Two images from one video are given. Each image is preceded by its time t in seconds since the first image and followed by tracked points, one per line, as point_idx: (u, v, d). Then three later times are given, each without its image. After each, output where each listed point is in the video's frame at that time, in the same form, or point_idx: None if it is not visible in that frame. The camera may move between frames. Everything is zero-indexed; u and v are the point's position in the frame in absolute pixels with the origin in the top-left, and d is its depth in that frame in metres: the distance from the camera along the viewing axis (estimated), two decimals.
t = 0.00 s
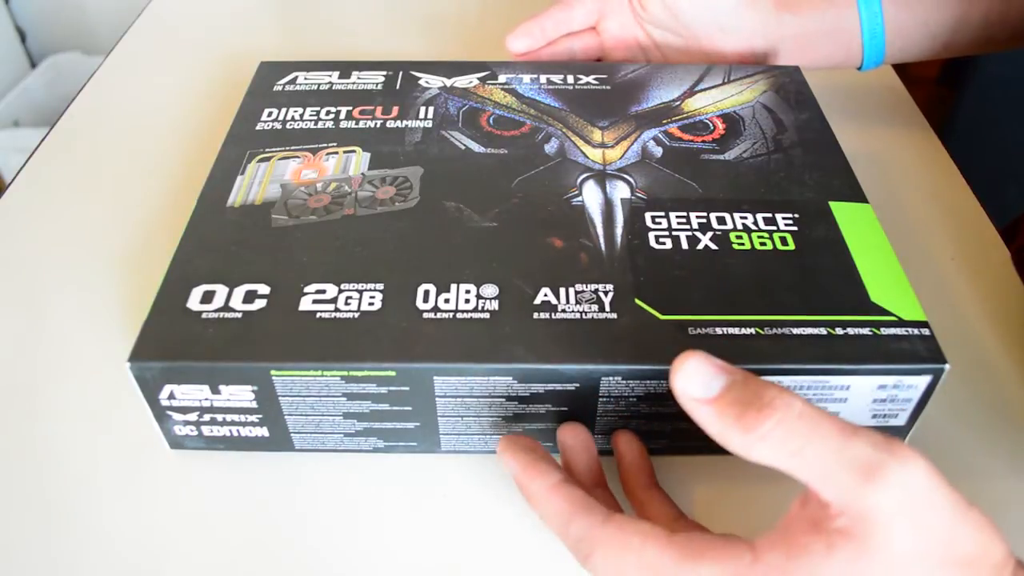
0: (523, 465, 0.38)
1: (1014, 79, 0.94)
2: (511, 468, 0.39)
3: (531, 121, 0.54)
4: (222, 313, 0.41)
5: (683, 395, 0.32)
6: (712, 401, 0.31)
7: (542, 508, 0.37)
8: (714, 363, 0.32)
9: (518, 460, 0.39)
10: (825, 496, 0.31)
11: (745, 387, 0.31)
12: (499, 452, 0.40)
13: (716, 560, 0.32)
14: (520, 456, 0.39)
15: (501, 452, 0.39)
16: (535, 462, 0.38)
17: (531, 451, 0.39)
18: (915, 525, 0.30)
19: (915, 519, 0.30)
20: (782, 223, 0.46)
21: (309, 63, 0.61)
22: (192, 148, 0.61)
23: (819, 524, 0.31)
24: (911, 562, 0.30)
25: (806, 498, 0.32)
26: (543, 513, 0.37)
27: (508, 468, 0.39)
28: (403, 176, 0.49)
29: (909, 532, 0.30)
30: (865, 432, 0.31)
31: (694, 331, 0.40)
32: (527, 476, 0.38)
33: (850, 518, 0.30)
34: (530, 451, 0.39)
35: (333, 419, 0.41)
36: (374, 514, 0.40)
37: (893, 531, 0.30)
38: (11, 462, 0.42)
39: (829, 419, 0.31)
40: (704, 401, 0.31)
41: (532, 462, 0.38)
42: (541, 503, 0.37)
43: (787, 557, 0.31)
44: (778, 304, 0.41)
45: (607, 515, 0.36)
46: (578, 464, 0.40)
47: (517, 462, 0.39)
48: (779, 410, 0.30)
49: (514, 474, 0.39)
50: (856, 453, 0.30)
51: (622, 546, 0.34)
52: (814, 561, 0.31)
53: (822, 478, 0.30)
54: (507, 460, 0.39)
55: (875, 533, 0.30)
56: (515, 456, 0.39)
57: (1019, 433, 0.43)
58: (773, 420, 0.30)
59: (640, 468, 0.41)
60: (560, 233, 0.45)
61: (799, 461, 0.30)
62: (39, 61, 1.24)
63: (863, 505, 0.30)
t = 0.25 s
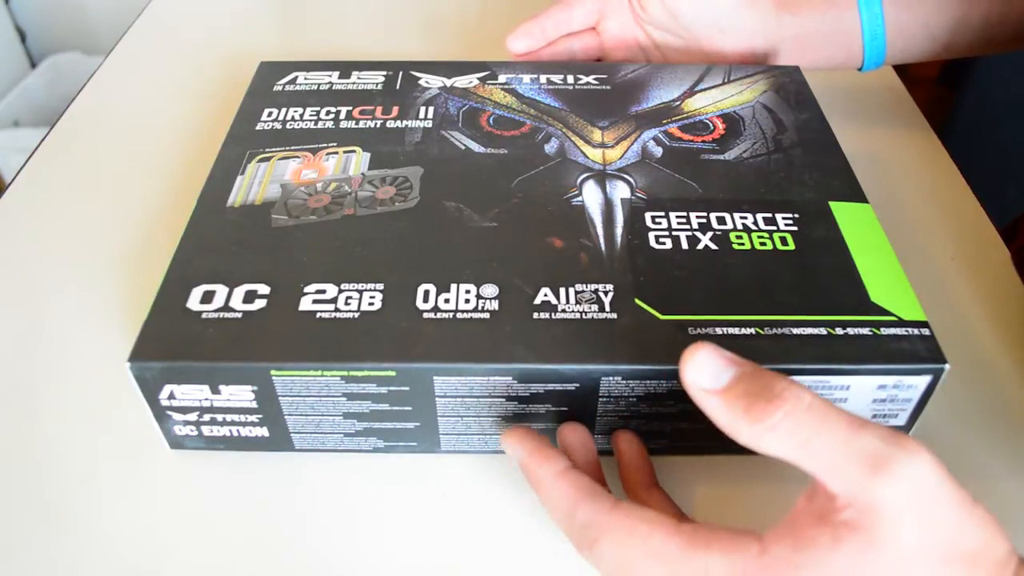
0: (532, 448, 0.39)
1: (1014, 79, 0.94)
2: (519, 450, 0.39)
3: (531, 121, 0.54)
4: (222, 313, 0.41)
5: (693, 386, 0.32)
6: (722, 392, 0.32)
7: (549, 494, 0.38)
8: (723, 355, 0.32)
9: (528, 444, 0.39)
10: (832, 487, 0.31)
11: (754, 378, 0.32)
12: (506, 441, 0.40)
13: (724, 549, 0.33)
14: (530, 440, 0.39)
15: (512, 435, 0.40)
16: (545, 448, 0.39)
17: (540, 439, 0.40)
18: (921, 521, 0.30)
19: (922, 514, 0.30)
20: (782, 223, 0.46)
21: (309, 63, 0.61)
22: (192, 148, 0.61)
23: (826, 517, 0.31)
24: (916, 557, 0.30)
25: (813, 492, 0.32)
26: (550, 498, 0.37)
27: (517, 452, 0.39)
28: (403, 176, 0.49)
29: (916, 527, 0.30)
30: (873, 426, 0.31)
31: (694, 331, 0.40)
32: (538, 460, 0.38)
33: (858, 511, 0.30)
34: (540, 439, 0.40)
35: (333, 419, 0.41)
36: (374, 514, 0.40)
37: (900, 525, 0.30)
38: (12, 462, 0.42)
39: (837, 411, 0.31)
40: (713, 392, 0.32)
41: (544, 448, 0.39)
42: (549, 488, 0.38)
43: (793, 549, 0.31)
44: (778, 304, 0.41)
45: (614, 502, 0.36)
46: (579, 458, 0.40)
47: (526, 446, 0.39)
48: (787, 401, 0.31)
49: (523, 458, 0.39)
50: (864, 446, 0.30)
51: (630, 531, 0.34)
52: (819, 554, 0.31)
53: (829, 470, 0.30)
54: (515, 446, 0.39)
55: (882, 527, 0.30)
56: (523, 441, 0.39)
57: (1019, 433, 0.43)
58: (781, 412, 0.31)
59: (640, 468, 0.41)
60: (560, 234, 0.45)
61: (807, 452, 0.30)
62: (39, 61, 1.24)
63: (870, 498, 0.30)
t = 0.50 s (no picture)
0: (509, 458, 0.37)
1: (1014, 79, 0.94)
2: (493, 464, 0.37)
3: (532, 121, 0.54)
4: (222, 313, 0.41)
5: (734, 343, 0.32)
6: (762, 349, 0.32)
7: (539, 498, 0.36)
8: (763, 317, 0.33)
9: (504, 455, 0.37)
10: (865, 447, 0.31)
11: (794, 341, 0.32)
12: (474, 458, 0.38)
13: (762, 503, 0.32)
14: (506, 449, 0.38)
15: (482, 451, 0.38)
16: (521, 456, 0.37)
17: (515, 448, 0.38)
18: (951, 485, 0.30)
19: (952, 478, 0.30)
20: (782, 223, 0.46)
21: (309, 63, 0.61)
22: (192, 148, 0.61)
23: (859, 478, 0.31)
24: (947, 524, 0.30)
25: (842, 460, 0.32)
26: (542, 499, 0.36)
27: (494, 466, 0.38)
28: (403, 176, 0.49)
29: (946, 492, 0.30)
30: (906, 393, 0.31)
31: (695, 331, 0.40)
32: (521, 466, 0.37)
33: (891, 470, 0.30)
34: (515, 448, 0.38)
35: (333, 419, 0.41)
36: (374, 514, 0.40)
37: (932, 485, 0.30)
38: (11, 462, 0.42)
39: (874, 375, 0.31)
40: (754, 349, 0.32)
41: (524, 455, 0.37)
42: (542, 486, 0.36)
43: (830, 507, 0.31)
44: (778, 304, 0.41)
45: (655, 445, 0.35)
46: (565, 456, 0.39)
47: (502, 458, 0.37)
48: (829, 359, 0.31)
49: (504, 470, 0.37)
50: (902, 407, 0.30)
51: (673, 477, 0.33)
52: (856, 513, 0.30)
53: (867, 428, 0.30)
54: (553, 384, 0.37)
55: (915, 486, 0.30)
56: (566, 380, 0.37)
57: (1019, 432, 0.43)
58: (824, 369, 0.31)
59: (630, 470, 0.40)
60: (560, 233, 0.45)
61: (848, 409, 0.30)
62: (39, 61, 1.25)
63: (906, 457, 0.30)
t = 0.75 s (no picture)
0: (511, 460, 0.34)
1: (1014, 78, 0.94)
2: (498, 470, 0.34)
3: (531, 121, 0.54)
4: (222, 313, 0.41)
5: (815, 289, 0.30)
6: (843, 296, 0.30)
7: (563, 489, 0.33)
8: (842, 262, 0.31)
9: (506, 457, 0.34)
10: (921, 392, 0.31)
11: (868, 287, 0.31)
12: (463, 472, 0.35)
13: (811, 441, 0.31)
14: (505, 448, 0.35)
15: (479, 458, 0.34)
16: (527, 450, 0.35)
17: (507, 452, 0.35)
18: (998, 433, 0.31)
19: (999, 421, 0.31)
20: (782, 223, 0.46)
21: (309, 63, 0.61)
22: (192, 148, 0.61)
23: (902, 417, 0.32)
24: (988, 465, 0.31)
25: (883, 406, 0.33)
26: (569, 487, 0.33)
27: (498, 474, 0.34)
28: (403, 176, 0.49)
29: (993, 434, 0.31)
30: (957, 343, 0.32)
31: (695, 331, 0.40)
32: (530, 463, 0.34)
33: (943, 413, 0.31)
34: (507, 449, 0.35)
35: (333, 419, 0.41)
36: (374, 513, 0.40)
37: (981, 428, 0.31)
38: (11, 462, 0.42)
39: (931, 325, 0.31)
40: (834, 295, 0.30)
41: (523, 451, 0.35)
42: (563, 475, 0.33)
43: (875, 439, 0.31)
44: (778, 304, 0.41)
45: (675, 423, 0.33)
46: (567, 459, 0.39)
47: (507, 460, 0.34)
48: (903, 308, 0.30)
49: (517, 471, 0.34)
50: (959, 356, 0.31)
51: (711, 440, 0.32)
52: (905, 446, 0.31)
53: (929, 375, 0.30)
54: (540, 412, 0.33)
55: (965, 428, 0.31)
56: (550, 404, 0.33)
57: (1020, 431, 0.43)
58: (899, 318, 0.30)
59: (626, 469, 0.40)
60: (560, 234, 0.45)
61: (916, 357, 0.30)
62: (39, 61, 1.25)
63: (961, 401, 0.31)
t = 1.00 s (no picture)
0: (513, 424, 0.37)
1: (1014, 78, 0.94)
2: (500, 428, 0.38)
3: (531, 121, 0.54)
4: (222, 313, 0.41)
5: (795, 267, 0.32)
6: (821, 275, 0.32)
7: (553, 455, 0.36)
8: (825, 241, 0.32)
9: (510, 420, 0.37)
10: (892, 376, 0.31)
11: (847, 269, 0.32)
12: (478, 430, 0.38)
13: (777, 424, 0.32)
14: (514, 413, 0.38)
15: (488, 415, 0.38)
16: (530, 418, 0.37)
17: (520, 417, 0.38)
18: (972, 422, 0.31)
19: (972, 411, 0.31)
20: (782, 223, 0.46)
21: (309, 63, 0.61)
22: (192, 148, 0.61)
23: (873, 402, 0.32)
24: (962, 454, 0.31)
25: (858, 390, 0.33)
26: (555, 456, 0.36)
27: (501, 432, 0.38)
28: (403, 175, 0.49)
29: (966, 424, 0.31)
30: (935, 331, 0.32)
31: (694, 331, 0.40)
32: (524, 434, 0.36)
33: (914, 399, 0.31)
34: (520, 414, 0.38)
35: (333, 419, 0.41)
36: (375, 513, 0.40)
37: (952, 417, 0.31)
38: (11, 462, 0.42)
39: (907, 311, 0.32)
40: (813, 274, 0.32)
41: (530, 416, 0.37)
42: (552, 445, 0.36)
43: (841, 420, 0.32)
44: (778, 304, 0.41)
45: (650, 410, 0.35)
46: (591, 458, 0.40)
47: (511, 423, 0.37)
48: (879, 294, 0.31)
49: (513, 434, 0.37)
50: (935, 343, 0.31)
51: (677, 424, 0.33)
52: (871, 429, 0.31)
53: (900, 360, 0.31)
54: (517, 395, 0.36)
55: (936, 415, 0.31)
56: (530, 389, 0.36)
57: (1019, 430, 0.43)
58: (873, 303, 0.31)
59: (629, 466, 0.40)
60: (560, 233, 0.45)
61: (887, 341, 0.31)
62: (39, 61, 1.25)
63: (932, 389, 0.31)
